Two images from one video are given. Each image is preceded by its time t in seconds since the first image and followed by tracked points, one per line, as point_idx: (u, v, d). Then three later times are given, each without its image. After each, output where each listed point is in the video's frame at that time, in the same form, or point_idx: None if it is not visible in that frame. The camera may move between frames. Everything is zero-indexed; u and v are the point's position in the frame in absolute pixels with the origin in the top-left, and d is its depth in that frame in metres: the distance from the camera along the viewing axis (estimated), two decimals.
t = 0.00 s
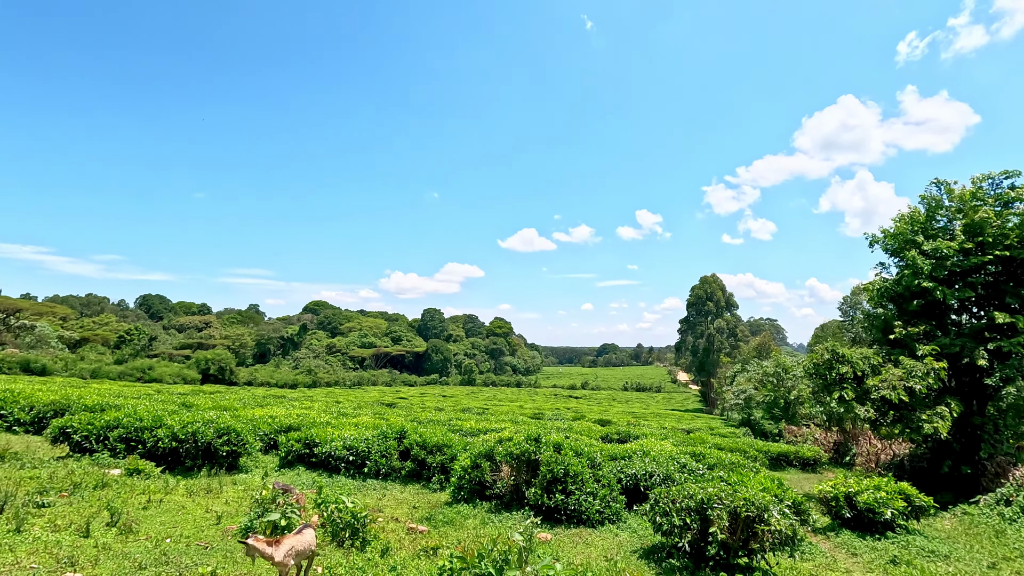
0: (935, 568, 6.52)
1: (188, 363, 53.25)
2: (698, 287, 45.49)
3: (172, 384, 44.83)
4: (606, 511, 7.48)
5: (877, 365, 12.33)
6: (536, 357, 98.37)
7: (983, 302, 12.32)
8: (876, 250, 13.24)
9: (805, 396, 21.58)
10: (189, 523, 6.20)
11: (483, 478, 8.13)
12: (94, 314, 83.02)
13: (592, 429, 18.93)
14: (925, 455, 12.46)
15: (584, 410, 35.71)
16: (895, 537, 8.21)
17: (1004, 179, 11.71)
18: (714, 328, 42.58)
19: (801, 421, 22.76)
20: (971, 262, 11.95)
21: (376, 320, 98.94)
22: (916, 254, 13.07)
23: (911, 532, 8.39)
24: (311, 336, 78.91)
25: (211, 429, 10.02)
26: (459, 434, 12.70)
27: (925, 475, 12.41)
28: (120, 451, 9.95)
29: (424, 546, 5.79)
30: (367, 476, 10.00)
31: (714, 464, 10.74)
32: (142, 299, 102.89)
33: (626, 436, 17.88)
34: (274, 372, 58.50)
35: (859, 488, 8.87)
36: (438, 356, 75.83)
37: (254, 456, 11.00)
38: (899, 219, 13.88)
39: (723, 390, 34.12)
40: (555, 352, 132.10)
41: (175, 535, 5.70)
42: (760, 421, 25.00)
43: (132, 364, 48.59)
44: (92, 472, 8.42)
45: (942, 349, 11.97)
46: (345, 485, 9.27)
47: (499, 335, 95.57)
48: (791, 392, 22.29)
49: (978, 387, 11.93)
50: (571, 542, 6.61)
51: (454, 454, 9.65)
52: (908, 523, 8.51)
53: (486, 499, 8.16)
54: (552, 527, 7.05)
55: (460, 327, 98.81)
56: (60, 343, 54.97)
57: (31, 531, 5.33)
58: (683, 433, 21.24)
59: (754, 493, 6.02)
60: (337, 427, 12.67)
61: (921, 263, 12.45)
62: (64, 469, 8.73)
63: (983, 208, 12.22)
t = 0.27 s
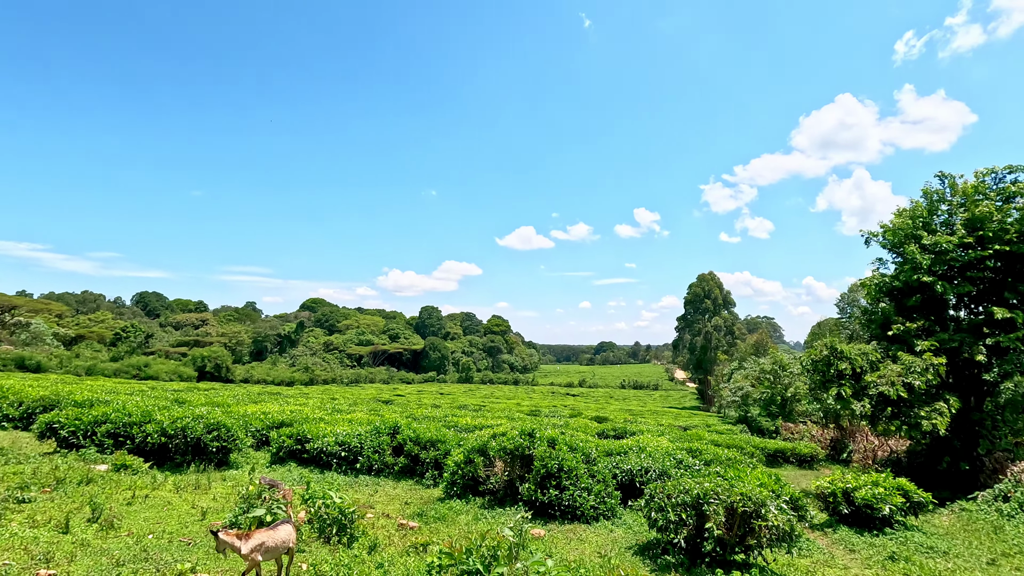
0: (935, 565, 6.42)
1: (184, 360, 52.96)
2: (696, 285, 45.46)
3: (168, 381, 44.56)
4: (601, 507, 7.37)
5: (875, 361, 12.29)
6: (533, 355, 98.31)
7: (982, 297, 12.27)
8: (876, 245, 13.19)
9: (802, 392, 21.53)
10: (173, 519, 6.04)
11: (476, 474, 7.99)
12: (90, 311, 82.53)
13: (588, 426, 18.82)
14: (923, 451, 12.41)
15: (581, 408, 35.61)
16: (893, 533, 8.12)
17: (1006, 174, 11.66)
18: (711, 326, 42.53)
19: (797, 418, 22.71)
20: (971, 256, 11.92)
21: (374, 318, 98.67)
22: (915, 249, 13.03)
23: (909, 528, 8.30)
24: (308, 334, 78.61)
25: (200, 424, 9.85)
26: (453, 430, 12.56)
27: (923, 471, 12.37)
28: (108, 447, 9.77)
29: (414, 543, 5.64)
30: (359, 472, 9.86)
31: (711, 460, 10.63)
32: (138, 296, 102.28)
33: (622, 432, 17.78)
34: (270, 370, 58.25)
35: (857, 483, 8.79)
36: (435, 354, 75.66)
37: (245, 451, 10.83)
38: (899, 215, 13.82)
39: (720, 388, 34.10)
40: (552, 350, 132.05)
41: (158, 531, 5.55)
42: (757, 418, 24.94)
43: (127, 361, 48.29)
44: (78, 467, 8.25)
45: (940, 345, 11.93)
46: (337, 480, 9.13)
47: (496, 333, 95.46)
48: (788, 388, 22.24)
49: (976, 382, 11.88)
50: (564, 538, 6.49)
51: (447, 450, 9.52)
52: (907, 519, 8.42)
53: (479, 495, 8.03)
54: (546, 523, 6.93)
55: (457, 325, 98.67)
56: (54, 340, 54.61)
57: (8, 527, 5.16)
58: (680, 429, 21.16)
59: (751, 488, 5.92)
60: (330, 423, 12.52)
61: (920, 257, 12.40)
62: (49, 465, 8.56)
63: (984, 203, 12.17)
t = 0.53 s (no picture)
0: (933, 563, 6.35)
1: (181, 358, 52.73)
2: (694, 283, 45.39)
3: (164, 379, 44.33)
4: (596, 504, 7.26)
5: (873, 358, 12.25)
6: (532, 353, 98.21)
7: (982, 293, 12.21)
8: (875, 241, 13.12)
9: (799, 390, 21.46)
10: (158, 517, 5.91)
11: (469, 471, 7.87)
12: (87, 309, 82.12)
13: (585, 423, 18.72)
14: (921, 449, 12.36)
15: (579, 405, 35.53)
16: (891, 531, 8.04)
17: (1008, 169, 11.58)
18: (709, 324, 42.50)
19: (795, 416, 22.64)
20: (971, 253, 11.87)
21: (372, 316, 98.50)
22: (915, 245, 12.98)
23: (908, 526, 8.22)
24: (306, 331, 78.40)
25: (191, 421, 9.70)
26: (448, 427, 12.44)
27: (921, 468, 12.32)
28: (96, 444, 9.62)
29: (403, 541, 5.52)
30: (352, 469, 9.74)
31: (707, 457, 10.55)
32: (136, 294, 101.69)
33: (618, 430, 17.68)
34: (268, 368, 58.05)
35: (855, 481, 8.71)
36: (433, 352, 75.51)
37: (236, 449, 10.69)
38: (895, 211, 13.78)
39: (717, 386, 34.07)
40: (551, 348, 131.93)
41: (141, 529, 5.42)
42: (754, 416, 24.90)
43: (124, 358, 48.04)
44: (64, 464, 8.10)
45: (939, 341, 11.89)
46: (329, 478, 9.01)
47: (494, 331, 95.33)
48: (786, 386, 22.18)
49: (975, 379, 11.83)
50: (558, 537, 6.39)
51: (441, 447, 9.41)
52: (905, 517, 8.34)
53: (472, 493, 7.92)
54: (539, 521, 6.83)
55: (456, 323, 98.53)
56: (51, 337, 54.34)
57: None
58: (677, 427, 21.08)
59: (747, 484, 5.81)
60: (324, 420, 12.38)
61: (919, 253, 12.37)
62: (36, 461, 8.41)
63: (986, 198, 12.10)
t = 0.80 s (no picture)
0: (927, 559, 6.35)
1: (175, 352, 52.40)
2: (690, 278, 45.38)
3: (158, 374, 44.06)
4: (588, 500, 7.16)
5: (869, 352, 12.20)
6: (528, 348, 98.27)
7: (979, 288, 12.16)
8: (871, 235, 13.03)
9: (794, 385, 21.47)
10: (138, 515, 5.76)
11: (459, 467, 7.74)
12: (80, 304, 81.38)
13: (580, 417, 18.66)
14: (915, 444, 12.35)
15: (575, 400, 35.51)
16: (885, 527, 8.00)
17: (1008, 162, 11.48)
18: (705, 319, 42.53)
19: (790, 410, 22.68)
20: (968, 247, 11.79)
21: (368, 311, 98.19)
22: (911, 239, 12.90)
23: (902, 521, 8.18)
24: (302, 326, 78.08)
25: (177, 416, 9.51)
26: (441, 422, 12.32)
27: (915, 463, 12.32)
28: (80, 439, 9.43)
29: (388, 539, 5.39)
30: (341, 465, 9.61)
31: (701, 452, 10.47)
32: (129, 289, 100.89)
33: (613, 425, 17.63)
34: (263, 362, 57.79)
35: (849, 476, 8.67)
36: (429, 347, 75.38)
37: (225, 444, 10.52)
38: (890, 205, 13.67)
39: (713, 380, 34.15)
40: (547, 343, 132.11)
41: (119, 528, 5.26)
42: (749, 410, 24.93)
43: (117, 353, 47.67)
44: (46, 461, 7.92)
45: (935, 336, 11.86)
46: (318, 474, 8.88)
47: (491, 326, 95.27)
48: (780, 381, 22.19)
49: (969, 374, 11.81)
50: (548, 534, 6.29)
51: (432, 442, 9.29)
52: (899, 512, 8.30)
53: (462, 489, 7.80)
54: (529, 518, 6.72)
55: (452, 318, 98.41)
56: (44, 332, 53.86)
57: None
58: (672, 422, 21.07)
59: (740, 481, 5.71)
60: (314, 415, 12.23)
61: (916, 247, 12.28)
62: (17, 458, 8.22)
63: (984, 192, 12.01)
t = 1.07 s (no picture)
0: (929, 553, 6.38)
1: (173, 344, 52.19)
2: (688, 269, 45.26)
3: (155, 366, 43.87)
4: (584, 494, 7.05)
5: (870, 342, 12.10)
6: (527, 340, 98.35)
7: (982, 279, 12.02)
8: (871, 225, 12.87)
9: (792, 377, 21.43)
10: (123, 509, 5.62)
11: (453, 460, 7.60)
12: (76, 295, 80.85)
13: (577, 409, 18.60)
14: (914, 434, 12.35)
15: (573, 392, 35.50)
16: (886, 519, 7.93)
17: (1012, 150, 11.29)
18: (703, 311, 42.47)
19: (787, 402, 22.67)
20: (969, 236, 11.65)
21: (366, 303, 97.94)
22: (912, 229, 12.74)
23: (902, 514, 8.11)
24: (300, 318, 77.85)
25: (168, 408, 9.32)
26: (436, 414, 12.21)
27: (914, 454, 12.29)
28: (69, 432, 9.25)
29: (380, 534, 5.24)
30: (335, 458, 9.48)
31: (699, 444, 10.38)
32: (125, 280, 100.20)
33: (610, 416, 17.56)
34: (261, 354, 57.66)
35: (849, 468, 8.60)
36: (428, 339, 75.34)
37: (217, 436, 10.37)
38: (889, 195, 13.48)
39: (710, 372, 34.17)
40: (545, 335, 132.28)
41: (102, 523, 5.11)
42: (747, 401, 24.88)
43: (114, 345, 47.42)
44: (32, 454, 7.75)
45: (935, 327, 11.76)
46: (311, 466, 8.75)
47: (489, 318, 95.24)
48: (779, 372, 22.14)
49: (969, 365, 11.74)
50: (544, 528, 6.18)
51: (427, 434, 9.17)
52: (899, 505, 8.23)
53: (457, 482, 7.67)
54: (524, 512, 6.60)
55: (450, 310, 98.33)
56: (40, 324, 53.54)
57: None
58: (669, 413, 21.03)
59: (740, 474, 5.60)
60: (308, 407, 12.09)
61: (916, 238, 12.11)
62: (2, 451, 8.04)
63: (987, 181, 11.84)
